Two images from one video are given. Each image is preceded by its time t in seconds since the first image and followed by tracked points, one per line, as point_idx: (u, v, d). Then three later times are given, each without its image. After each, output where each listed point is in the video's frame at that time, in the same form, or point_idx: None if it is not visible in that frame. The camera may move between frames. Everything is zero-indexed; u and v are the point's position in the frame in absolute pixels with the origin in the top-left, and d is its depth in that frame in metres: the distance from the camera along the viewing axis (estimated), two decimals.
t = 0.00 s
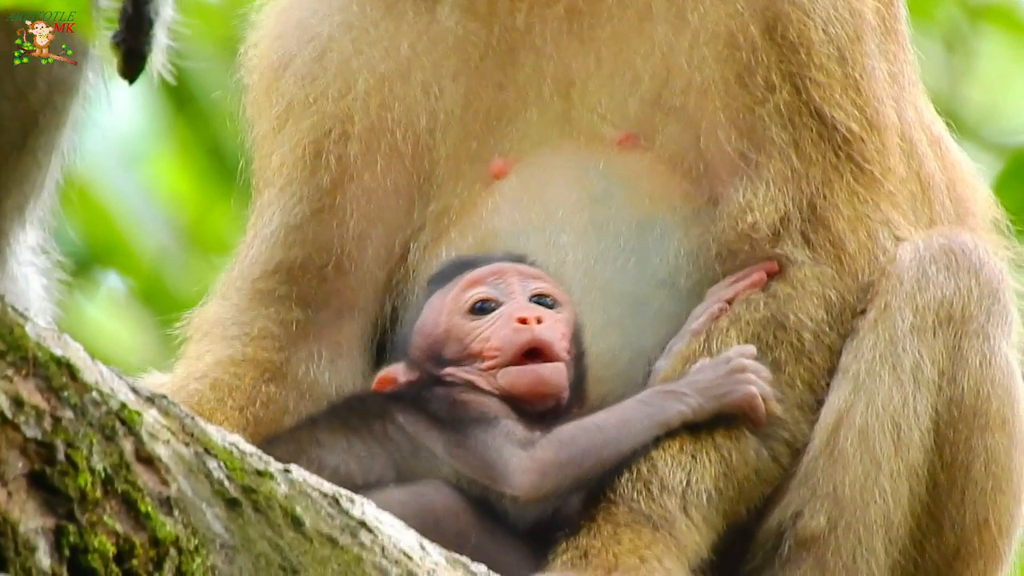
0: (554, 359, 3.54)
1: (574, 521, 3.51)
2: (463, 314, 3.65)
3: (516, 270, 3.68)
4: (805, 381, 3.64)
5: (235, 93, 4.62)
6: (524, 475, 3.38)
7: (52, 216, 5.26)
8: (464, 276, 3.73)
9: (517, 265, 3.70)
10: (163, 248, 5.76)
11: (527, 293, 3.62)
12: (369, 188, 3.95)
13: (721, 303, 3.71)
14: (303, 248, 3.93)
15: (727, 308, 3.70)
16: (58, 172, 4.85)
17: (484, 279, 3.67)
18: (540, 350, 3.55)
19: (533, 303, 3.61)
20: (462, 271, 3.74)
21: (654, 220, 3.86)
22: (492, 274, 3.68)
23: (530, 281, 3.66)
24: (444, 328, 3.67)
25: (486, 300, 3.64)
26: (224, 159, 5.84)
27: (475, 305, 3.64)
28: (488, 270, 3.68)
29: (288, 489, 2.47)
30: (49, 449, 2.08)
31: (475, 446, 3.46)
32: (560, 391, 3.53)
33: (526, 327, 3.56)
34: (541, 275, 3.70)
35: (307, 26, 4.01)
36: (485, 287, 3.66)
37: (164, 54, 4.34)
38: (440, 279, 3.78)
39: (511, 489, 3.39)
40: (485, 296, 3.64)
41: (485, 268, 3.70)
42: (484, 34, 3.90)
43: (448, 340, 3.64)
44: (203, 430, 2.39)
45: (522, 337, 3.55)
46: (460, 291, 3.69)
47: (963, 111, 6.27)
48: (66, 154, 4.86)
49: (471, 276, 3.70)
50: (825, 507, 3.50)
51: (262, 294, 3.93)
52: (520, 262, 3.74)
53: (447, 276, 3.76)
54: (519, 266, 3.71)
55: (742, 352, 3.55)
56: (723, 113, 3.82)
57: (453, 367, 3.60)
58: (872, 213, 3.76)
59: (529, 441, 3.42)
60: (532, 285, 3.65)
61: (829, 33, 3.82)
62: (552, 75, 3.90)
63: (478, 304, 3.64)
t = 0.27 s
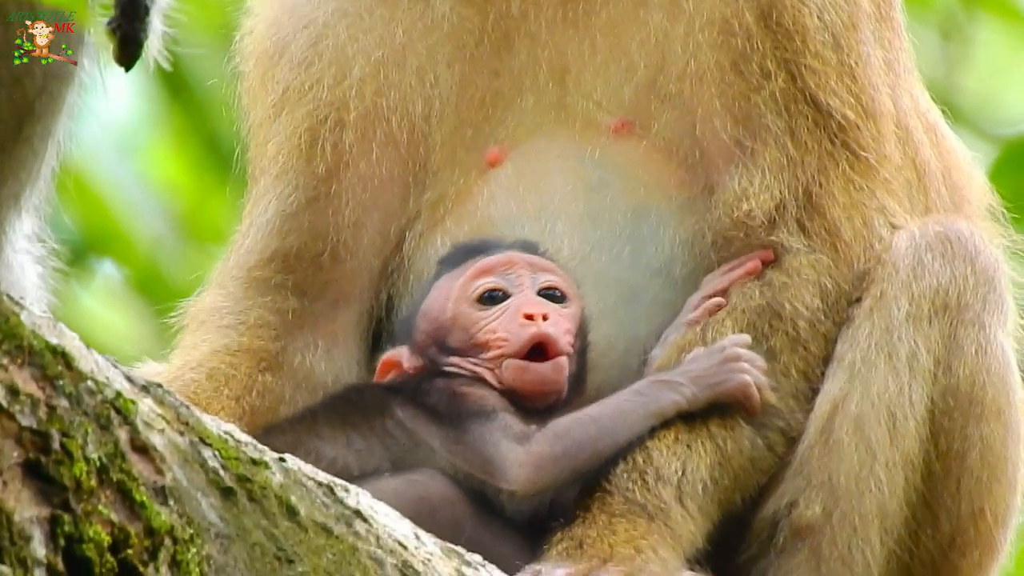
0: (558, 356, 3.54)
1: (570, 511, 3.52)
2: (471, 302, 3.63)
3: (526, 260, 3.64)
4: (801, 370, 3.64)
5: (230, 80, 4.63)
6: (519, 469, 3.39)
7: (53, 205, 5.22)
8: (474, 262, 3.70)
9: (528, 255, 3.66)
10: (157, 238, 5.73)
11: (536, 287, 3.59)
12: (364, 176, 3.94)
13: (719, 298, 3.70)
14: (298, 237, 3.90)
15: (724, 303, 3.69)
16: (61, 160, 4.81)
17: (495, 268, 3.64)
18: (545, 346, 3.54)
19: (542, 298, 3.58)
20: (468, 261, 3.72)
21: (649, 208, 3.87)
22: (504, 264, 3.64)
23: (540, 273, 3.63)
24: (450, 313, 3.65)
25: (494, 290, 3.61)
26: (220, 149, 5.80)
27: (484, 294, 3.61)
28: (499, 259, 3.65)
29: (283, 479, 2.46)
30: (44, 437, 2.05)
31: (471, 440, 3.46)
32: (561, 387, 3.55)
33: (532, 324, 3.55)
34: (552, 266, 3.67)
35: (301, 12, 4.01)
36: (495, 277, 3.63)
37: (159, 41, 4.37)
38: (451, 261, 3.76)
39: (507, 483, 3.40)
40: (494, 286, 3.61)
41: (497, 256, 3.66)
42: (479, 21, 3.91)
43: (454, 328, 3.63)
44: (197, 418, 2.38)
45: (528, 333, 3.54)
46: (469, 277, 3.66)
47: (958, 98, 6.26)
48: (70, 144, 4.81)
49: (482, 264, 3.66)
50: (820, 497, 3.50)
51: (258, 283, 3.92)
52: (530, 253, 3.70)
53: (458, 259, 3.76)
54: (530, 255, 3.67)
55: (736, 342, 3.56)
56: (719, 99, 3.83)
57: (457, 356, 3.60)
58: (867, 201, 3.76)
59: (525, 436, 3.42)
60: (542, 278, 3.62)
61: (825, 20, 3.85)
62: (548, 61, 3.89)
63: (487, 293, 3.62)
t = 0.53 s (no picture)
0: (566, 355, 3.58)
1: (566, 500, 3.53)
2: (486, 292, 3.65)
3: (544, 255, 3.68)
4: (796, 358, 3.66)
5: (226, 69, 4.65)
6: (516, 461, 3.38)
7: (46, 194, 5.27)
8: (490, 252, 3.72)
9: (546, 250, 3.70)
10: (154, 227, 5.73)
11: (552, 285, 3.63)
12: (360, 166, 3.94)
13: (714, 289, 3.72)
14: (294, 227, 3.91)
15: (720, 294, 3.71)
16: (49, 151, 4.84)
17: (513, 260, 3.67)
18: (555, 344, 3.58)
19: (556, 296, 3.62)
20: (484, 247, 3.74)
21: (645, 196, 3.90)
22: (521, 256, 3.67)
23: (556, 270, 3.67)
24: (462, 301, 3.68)
25: (510, 282, 3.64)
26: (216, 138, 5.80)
27: (500, 285, 3.65)
28: (518, 251, 3.67)
29: (279, 468, 2.42)
30: (40, 427, 2.02)
31: (469, 432, 3.45)
32: (564, 384, 3.57)
33: (545, 321, 3.59)
34: (566, 263, 3.71)
35: (296, 2, 4.04)
36: (511, 269, 3.66)
37: (155, 30, 4.41)
38: (465, 247, 3.78)
39: (502, 475, 3.39)
40: (510, 278, 3.64)
41: (515, 247, 3.68)
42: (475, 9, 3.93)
43: (464, 317, 3.65)
44: (194, 408, 2.35)
45: (541, 329, 3.58)
46: (485, 266, 3.69)
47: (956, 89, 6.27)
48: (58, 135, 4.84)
49: (499, 254, 3.69)
50: (816, 485, 3.50)
51: (254, 273, 3.94)
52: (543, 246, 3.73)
53: (472, 245, 3.77)
54: (547, 250, 3.70)
55: (731, 330, 3.58)
56: (715, 88, 3.87)
57: (466, 345, 3.62)
58: (863, 189, 3.80)
59: (520, 427, 3.42)
60: (558, 275, 3.66)
61: (820, 8, 3.89)
62: (544, 49, 3.91)
63: (502, 285, 3.65)
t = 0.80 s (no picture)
0: (580, 357, 3.62)
1: (566, 491, 3.54)
2: (507, 287, 3.68)
3: (568, 255, 3.71)
4: (795, 349, 3.69)
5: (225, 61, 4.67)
6: (515, 456, 3.38)
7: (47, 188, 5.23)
8: (513, 246, 3.74)
9: (569, 250, 3.73)
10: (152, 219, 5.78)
11: (573, 287, 3.67)
12: (359, 157, 3.94)
13: (710, 279, 3.75)
14: (293, 218, 3.92)
15: (716, 284, 3.74)
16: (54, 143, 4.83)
17: (535, 257, 3.69)
18: (569, 347, 3.62)
19: (576, 298, 3.66)
20: (508, 239, 3.76)
21: (644, 187, 3.91)
22: (545, 254, 3.69)
23: (577, 271, 3.70)
24: (482, 293, 3.70)
25: (532, 280, 3.67)
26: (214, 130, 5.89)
27: (521, 282, 3.67)
28: (541, 249, 3.69)
29: (280, 459, 2.40)
30: (39, 418, 2.01)
31: (472, 426, 3.46)
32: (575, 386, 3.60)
33: (563, 323, 3.63)
34: (588, 264, 3.74)
35: None
36: (533, 266, 3.68)
37: (154, 21, 4.43)
38: (489, 237, 3.79)
39: (502, 469, 3.39)
40: (532, 276, 3.67)
41: (539, 244, 3.70)
42: None
43: (482, 310, 3.68)
44: (194, 399, 2.32)
45: (559, 330, 3.62)
46: (509, 260, 3.71)
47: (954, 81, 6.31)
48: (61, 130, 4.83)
49: (521, 250, 3.71)
50: (816, 476, 3.51)
51: (254, 264, 3.94)
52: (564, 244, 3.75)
53: (497, 237, 3.78)
54: (571, 250, 3.73)
55: (728, 322, 3.59)
56: (712, 79, 3.89)
57: (481, 339, 3.64)
58: (861, 180, 3.83)
59: (521, 421, 3.43)
60: (579, 277, 3.69)
61: None
62: (542, 40, 3.92)
63: (524, 282, 3.68)
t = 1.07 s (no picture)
0: (586, 358, 3.63)
1: (566, 488, 3.53)
2: (516, 284, 3.68)
3: (577, 255, 3.72)
4: (794, 346, 3.69)
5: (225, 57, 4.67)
6: (515, 453, 3.38)
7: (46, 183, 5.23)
8: (522, 243, 3.74)
9: (579, 249, 3.73)
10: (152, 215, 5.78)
11: (581, 287, 3.68)
12: (359, 153, 3.94)
13: (710, 275, 3.76)
14: (293, 214, 3.92)
15: (716, 280, 3.75)
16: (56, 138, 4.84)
17: (545, 256, 3.69)
18: (576, 347, 3.63)
19: (583, 299, 3.67)
20: (518, 235, 3.75)
21: (643, 184, 3.92)
22: (555, 253, 3.70)
23: (587, 272, 3.70)
24: (490, 290, 3.70)
25: (541, 279, 3.67)
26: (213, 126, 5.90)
27: (530, 280, 3.68)
28: (551, 248, 3.70)
29: (279, 455, 2.40)
30: (39, 415, 2.01)
31: (473, 424, 3.46)
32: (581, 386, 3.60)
33: (570, 322, 3.63)
34: (597, 265, 3.75)
35: None
36: (542, 264, 3.69)
37: (153, 16, 4.42)
38: (499, 233, 3.79)
39: (503, 466, 3.38)
40: (541, 274, 3.67)
41: (549, 243, 3.71)
42: None
43: (490, 307, 3.69)
44: (193, 395, 2.32)
45: (566, 329, 3.62)
46: (518, 257, 3.71)
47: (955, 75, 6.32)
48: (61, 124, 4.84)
49: (532, 248, 3.71)
50: (815, 472, 3.51)
51: (253, 261, 3.95)
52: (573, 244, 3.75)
53: (507, 233, 3.77)
54: (581, 250, 3.74)
55: (727, 319, 3.60)
56: (713, 75, 3.90)
57: (488, 336, 3.65)
58: (861, 176, 3.83)
59: (521, 418, 3.42)
60: (587, 277, 3.69)
61: None
62: (543, 36, 3.93)
63: (532, 280, 3.68)
